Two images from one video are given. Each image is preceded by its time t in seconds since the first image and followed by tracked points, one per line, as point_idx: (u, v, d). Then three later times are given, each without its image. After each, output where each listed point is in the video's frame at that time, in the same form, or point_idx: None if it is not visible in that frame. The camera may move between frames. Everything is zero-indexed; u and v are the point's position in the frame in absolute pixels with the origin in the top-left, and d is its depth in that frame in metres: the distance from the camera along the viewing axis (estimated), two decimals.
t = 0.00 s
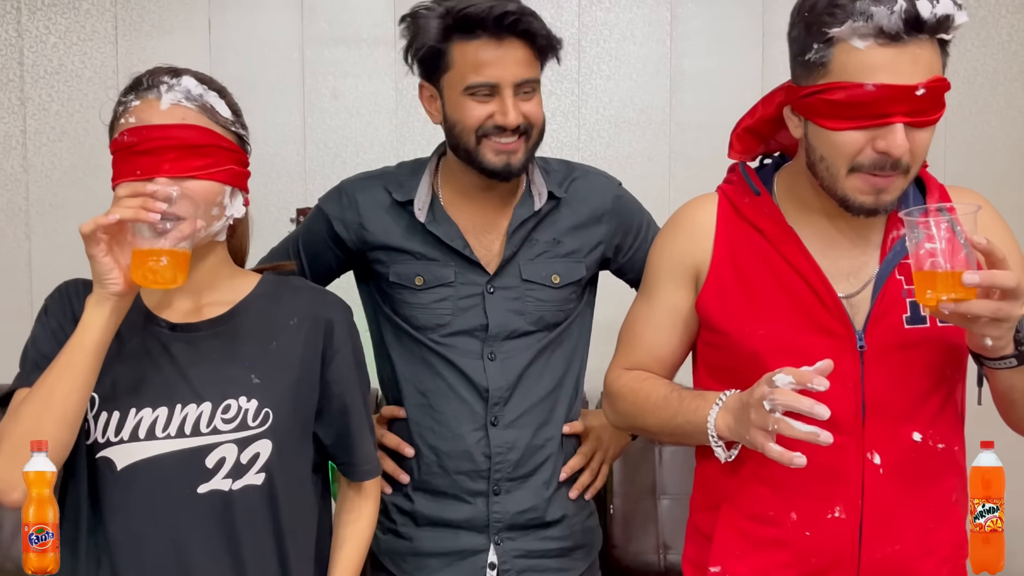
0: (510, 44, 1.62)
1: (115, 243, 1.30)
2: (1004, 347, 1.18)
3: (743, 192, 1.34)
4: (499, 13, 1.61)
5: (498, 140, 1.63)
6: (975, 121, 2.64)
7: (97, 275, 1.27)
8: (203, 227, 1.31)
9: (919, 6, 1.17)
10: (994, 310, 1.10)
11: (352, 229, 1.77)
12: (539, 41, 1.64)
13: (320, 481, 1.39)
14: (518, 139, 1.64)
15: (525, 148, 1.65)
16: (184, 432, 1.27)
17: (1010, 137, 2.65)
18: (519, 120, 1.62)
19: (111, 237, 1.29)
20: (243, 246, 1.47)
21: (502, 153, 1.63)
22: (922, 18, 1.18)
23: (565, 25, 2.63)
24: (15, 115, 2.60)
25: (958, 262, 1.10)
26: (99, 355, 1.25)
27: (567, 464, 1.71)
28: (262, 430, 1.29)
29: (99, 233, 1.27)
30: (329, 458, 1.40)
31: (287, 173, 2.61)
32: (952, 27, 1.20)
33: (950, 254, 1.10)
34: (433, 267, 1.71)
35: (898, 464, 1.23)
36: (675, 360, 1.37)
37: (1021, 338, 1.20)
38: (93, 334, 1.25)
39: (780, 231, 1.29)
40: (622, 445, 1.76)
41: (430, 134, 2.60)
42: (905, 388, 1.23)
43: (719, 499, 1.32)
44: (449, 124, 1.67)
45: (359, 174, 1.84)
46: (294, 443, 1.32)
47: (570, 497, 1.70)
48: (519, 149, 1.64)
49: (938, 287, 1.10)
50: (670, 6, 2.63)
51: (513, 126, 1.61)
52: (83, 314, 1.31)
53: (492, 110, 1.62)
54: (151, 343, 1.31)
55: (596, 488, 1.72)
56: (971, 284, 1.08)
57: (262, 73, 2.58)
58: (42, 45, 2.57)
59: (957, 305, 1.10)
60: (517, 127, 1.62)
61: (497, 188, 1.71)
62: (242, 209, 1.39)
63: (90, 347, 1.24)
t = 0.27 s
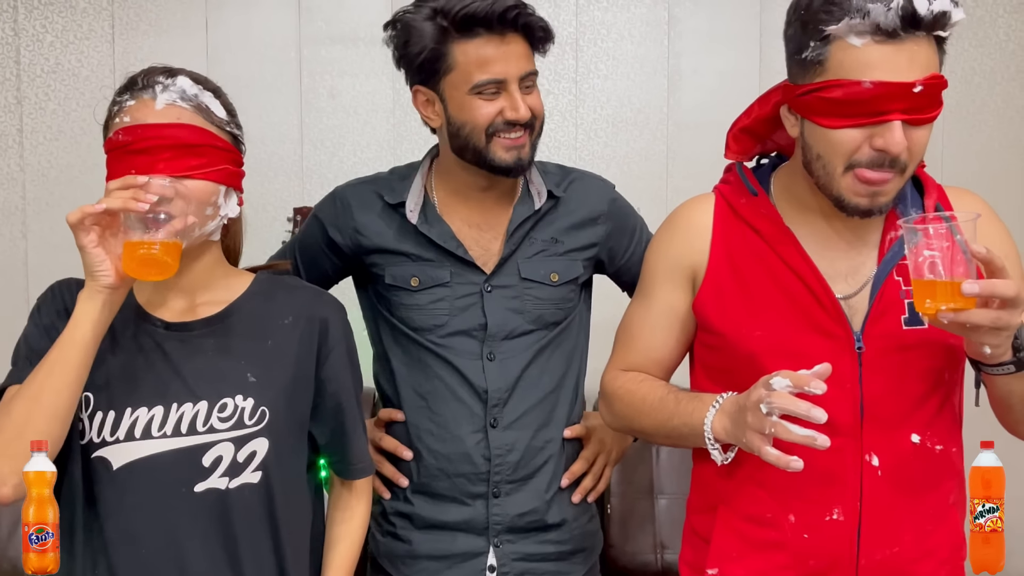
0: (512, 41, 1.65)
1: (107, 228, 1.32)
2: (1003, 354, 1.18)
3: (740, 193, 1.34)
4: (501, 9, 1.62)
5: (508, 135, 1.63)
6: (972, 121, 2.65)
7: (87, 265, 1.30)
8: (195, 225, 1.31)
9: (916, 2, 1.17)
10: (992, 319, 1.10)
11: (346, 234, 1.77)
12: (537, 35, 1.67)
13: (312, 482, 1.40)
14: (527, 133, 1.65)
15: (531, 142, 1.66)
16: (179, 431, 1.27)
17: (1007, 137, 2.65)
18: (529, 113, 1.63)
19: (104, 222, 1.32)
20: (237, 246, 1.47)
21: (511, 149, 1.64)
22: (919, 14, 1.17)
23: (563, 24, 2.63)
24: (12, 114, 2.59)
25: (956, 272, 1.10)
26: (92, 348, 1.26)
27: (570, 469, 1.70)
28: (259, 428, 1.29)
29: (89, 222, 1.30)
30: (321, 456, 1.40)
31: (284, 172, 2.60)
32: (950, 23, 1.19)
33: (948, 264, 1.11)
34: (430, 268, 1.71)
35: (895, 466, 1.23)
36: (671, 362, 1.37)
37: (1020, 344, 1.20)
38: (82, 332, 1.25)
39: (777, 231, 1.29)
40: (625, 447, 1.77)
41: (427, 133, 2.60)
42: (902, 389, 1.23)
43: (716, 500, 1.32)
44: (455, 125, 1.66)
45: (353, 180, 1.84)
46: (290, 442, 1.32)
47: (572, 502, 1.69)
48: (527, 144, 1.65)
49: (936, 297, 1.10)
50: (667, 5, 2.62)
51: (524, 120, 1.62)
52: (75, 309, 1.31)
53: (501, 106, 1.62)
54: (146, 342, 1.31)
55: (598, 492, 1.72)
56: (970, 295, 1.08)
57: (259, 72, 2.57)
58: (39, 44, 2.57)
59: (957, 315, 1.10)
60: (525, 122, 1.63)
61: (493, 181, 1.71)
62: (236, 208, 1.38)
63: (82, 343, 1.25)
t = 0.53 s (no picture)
0: (515, 49, 1.65)
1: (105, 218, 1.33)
2: (1002, 345, 1.17)
3: (743, 196, 1.34)
4: (504, 18, 1.62)
5: (513, 143, 1.63)
6: (972, 123, 2.65)
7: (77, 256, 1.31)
8: (190, 228, 1.30)
9: (924, 9, 1.17)
10: (989, 305, 1.10)
11: (348, 237, 1.76)
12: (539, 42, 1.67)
13: (310, 482, 1.41)
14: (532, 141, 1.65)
15: (536, 149, 1.66)
16: (177, 434, 1.27)
17: (1006, 139, 2.65)
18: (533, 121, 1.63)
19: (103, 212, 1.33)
20: (235, 248, 1.47)
21: (515, 157, 1.64)
22: (928, 21, 1.18)
23: (562, 27, 2.63)
24: (12, 116, 2.59)
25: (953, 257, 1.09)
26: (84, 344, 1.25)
27: (573, 475, 1.70)
28: (257, 430, 1.29)
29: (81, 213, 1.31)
30: (320, 457, 1.41)
31: (284, 174, 2.60)
32: (956, 29, 1.20)
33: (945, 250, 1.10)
34: (431, 271, 1.71)
35: (897, 471, 1.23)
36: (674, 365, 1.36)
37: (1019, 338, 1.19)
38: (75, 328, 1.25)
39: (780, 235, 1.28)
40: (628, 453, 1.77)
41: (427, 135, 2.60)
42: (904, 394, 1.23)
43: (717, 504, 1.32)
44: (460, 134, 1.66)
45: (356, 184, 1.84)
46: (289, 444, 1.32)
47: (576, 507, 1.69)
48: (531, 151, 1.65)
49: (932, 280, 1.09)
50: (667, 8, 2.62)
51: (529, 127, 1.62)
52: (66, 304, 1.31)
53: (507, 114, 1.62)
54: (144, 344, 1.31)
55: (602, 497, 1.72)
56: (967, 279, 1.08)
57: (258, 74, 2.57)
58: (38, 46, 2.57)
59: (954, 300, 1.09)
60: (529, 129, 1.63)
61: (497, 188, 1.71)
62: (233, 211, 1.38)
63: (74, 338, 1.25)
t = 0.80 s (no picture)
0: (512, 51, 1.64)
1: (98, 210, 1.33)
2: (995, 305, 1.15)
3: (743, 196, 1.34)
4: (501, 22, 1.62)
5: (510, 146, 1.63)
6: (971, 124, 2.65)
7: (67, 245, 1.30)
8: (183, 227, 1.30)
9: (932, 14, 1.16)
10: (975, 246, 1.09)
11: (346, 237, 1.76)
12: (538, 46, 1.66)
13: (309, 481, 1.41)
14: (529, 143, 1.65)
15: (532, 151, 1.66)
16: (172, 434, 1.26)
17: (1005, 140, 2.65)
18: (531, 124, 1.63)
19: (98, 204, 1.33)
20: (231, 249, 1.47)
21: (512, 160, 1.64)
22: (936, 26, 1.17)
23: (561, 27, 2.63)
24: (10, 116, 2.59)
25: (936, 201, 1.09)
26: (73, 335, 1.25)
27: (570, 476, 1.69)
28: (253, 430, 1.28)
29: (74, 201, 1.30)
30: (318, 457, 1.41)
31: (282, 174, 2.60)
32: (962, 34, 1.19)
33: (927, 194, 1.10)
34: (429, 271, 1.71)
35: (895, 472, 1.23)
36: (672, 365, 1.36)
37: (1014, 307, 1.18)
38: (63, 320, 1.24)
39: (779, 235, 1.28)
40: (626, 455, 1.77)
41: (426, 135, 2.59)
42: (903, 395, 1.23)
43: (716, 504, 1.31)
44: (458, 135, 1.66)
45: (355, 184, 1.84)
46: (285, 444, 1.31)
47: (574, 509, 1.69)
48: (529, 153, 1.65)
49: (915, 222, 1.09)
50: (666, 8, 2.62)
51: (526, 130, 1.62)
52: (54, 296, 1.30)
53: (504, 116, 1.62)
54: (138, 344, 1.30)
55: (600, 498, 1.71)
56: (948, 218, 1.08)
57: (257, 74, 2.57)
58: (37, 45, 2.56)
59: (938, 242, 1.09)
60: (526, 131, 1.63)
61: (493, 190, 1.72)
62: (228, 211, 1.38)
63: (62, 330, 1.24)
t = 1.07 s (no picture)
0: (499, 67, 1.58)
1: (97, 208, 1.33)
2: (997, 287, 1.15)
3: (744, 196, 1.34)
4: (487, 38, 1.56)
5: (487, 160, 1.61)
6: (970, 125, 2.65)
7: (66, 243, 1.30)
8: (182, 226, 1.30)
9: (926, 11, 1.16)
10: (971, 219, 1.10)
11: (346, 238, 1.76)
12: (529, 64, 1.59)
13: (308, 483, 1.41)
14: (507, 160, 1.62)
15: (513, 167, 1.63)
16: (171, 435, 1.26)
17: (1004, 142, 2.65)
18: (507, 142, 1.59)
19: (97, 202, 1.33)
20: (230, 250, 1.47)
21: (489, 172, 1.62)
22: (930, 24, 1.17)
23: (561, 28, 2.63)
24: (9, 116, 2.59)
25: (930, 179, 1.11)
26: (73, 334, 1.25)
27: (570, 478, 1.69)
28: (251, 431, 1.28)
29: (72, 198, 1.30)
30: (317, 458, 1.41)
31: (282, 175, 2.60)
32: (958, 32, 1.19)
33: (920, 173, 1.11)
34: (428, 271, 1.71)
35: (894, 473, 1.22)
36: (672, 365, 1.36)
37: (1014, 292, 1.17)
38: (63, 318, 1.24)
39: (780, 235, 1.28)
40: (627, 456, 1.78)
41: (426, 137, 2.60)
42: (901, 394, 1.23)
43: (716, 505, 1.31)
44: (439, 138, 1.65)
45: (357, 185, 1.84)
46: (284, 445, 1.31)
47: (574, 511, 1.68)
48: (507, 169, 1.63)
49: (909, 198, 1.10)
50: (665, 9, 2.62)
51: (500, 148, 1.59)
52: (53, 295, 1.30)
53: (479, 132, 1.59)
54: (137, 344, 1.30)
55: (600, 500, 1.71)
56: (942, 191, 1.09)
57: (257, 75, 2.57)
58: (37, 46, 2.56)
59: (936, 215, 1.10)
60: (505, 149, 1.60)
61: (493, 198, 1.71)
62: (227, 211, 1.39)
63: (61, 329, 1.24)
